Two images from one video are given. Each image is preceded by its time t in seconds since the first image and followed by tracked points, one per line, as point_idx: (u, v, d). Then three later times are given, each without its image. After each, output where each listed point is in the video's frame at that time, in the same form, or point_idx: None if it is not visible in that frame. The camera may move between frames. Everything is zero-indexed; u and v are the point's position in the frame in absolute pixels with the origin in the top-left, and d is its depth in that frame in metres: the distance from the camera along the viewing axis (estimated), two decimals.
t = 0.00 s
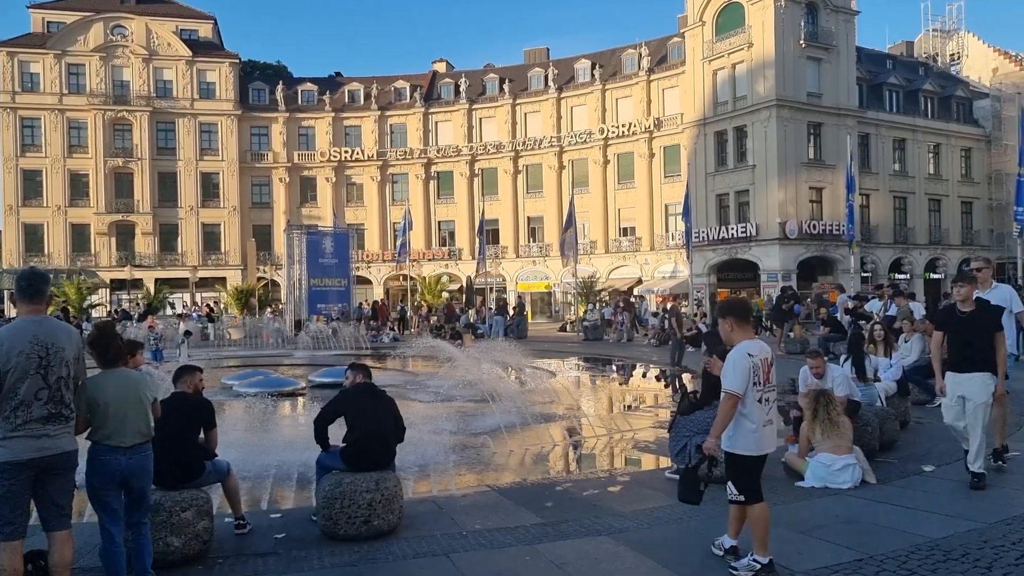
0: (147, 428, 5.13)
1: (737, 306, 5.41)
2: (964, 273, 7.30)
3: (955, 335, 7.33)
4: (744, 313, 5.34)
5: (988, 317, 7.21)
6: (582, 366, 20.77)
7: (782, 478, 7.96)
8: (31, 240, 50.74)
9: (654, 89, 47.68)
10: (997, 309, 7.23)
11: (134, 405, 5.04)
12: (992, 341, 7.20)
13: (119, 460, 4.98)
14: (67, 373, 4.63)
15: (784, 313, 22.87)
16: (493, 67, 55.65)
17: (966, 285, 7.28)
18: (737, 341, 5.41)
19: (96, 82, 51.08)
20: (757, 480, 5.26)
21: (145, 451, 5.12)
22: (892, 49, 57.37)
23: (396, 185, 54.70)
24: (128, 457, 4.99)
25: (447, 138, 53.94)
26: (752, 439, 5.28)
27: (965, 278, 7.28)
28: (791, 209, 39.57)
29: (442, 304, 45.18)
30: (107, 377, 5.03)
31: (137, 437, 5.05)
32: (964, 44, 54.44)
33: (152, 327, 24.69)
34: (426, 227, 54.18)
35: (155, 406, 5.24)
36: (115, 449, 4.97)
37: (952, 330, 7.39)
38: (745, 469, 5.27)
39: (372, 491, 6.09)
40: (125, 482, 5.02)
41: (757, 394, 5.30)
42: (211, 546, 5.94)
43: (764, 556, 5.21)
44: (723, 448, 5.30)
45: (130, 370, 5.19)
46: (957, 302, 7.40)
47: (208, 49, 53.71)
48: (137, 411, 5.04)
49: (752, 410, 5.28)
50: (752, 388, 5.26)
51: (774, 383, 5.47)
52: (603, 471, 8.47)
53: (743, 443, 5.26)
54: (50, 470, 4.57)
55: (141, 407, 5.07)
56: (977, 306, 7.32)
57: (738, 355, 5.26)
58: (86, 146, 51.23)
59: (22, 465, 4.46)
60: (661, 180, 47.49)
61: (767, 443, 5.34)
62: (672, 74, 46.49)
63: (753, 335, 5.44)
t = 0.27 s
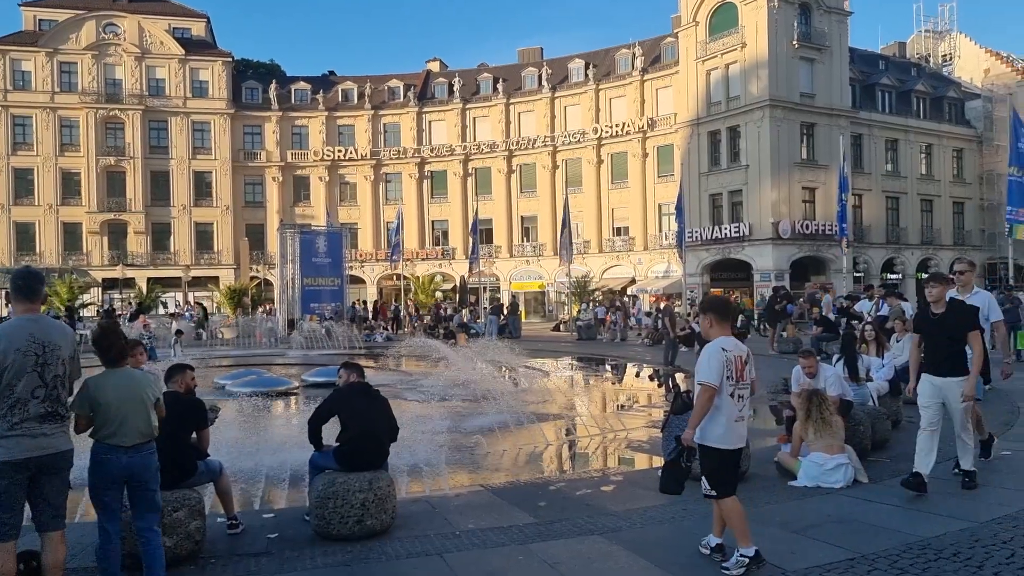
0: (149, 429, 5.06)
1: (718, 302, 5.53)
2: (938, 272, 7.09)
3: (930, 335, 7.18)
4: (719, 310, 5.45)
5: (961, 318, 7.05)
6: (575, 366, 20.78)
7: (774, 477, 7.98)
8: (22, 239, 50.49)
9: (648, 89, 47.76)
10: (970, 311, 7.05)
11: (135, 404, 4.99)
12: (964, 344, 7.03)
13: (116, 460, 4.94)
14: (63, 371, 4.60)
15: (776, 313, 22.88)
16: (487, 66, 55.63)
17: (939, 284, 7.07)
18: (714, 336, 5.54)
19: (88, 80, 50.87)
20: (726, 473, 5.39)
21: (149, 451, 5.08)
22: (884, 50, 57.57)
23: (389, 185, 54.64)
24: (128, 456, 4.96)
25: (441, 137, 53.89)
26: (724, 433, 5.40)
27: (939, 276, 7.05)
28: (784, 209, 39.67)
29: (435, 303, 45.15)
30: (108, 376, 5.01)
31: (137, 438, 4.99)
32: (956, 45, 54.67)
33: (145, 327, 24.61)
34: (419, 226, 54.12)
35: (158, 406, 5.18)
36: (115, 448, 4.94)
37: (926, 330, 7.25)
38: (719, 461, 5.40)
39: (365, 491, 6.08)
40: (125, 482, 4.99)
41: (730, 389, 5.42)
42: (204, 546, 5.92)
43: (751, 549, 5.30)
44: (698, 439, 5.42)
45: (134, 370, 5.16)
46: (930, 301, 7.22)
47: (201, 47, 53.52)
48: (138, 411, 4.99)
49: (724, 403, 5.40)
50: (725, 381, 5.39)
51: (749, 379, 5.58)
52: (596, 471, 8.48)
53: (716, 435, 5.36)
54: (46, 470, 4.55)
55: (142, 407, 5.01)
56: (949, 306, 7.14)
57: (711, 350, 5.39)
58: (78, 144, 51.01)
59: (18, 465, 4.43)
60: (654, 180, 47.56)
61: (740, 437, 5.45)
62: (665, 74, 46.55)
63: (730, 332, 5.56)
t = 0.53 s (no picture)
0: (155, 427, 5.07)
1: (698, 302, 5.58)
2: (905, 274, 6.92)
3: (898, 338, 7.05)
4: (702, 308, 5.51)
5: (928, 322, 6.89)
6: (569, 366, 20.79)
7: (767, 477, 8.00)
8: (13, 238, 50.26)
9: (642, 89, 47.81)
10: (936, 314, 6.87)
11: (137, 403, 4.99)
12: (928, 348, 6.87)
13: (115, 459, 4.94)
14: (58, 370, 4.59)
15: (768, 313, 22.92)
16: (481, 66, 55.61)
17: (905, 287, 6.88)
18: (694, 335, 5.58)
19: (81, 78, 50.66)
20: (708, 470, 5.44)
21: (155, 448, 5.07)
22: (877, 51, 57.76)
23: (383, 184, 54.54)
24: (130, 454, 4.95)
25: (435, 136, 53.83)
26: (707, 430, 5.45)
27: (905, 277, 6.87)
28: (778, 210, 39.76)
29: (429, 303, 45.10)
30: (110, 376, 5.03)
31: (142, 436, 4.99)
32: (949, 46, 54.88)
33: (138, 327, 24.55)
34: (413, 226, 54.05)
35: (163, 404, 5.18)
36: (118, 447, 4.94)
37: (893, 331, 7.14)
38: (705, 456, 5.44)
39: (358, 491, 6.07)
40: (125, 480, 4.97)
41: (710, 387, 5.45)
42: (196, 546, 5.89)
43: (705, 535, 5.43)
44: (685, 436, 5.46)
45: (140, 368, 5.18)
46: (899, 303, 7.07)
47: (194, 46, 53.35)
48: (140, 409, 4.98)
49: (704, 402, 5.44)
50: (706, 378, 5.44)
51: (728, 377, 5.64)
52: (590, 471, 8.48)
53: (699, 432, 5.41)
54: (40, 469, 4.53)
55: (144, 406, 5.00)
56: (918, 308, 7.00)
57: (692, 348, 5.45)
58: (71, 143, 50.81)
59: (12, 464, 4.41)
60: (648, 181, 47.59)
61: (722, 434, 5.51)
62: (660, 74, 46.62)
63: (710, 330, 5.61)
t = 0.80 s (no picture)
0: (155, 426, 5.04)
1: (674, 304, 5.59)
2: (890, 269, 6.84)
3: (877, 334, 6.93)
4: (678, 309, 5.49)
5: (910, 317, 6.78)
6: (564, 365, 20.79)
7: (762, 476, 8.01)
8: (8, 236, 50.11)
9: (638, 89, 47.85)
10: (918, 310, 6.79)
11: (136, 402, 4.96)
12: (910, 343, 6.76)
13: (116, 457, 4.94)
14: (48, 368, 4.57)
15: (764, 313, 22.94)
16: (477, 66, 55.59)
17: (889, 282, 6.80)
18: (673, 336, 5.60)
19: (76, 77, 50.53)
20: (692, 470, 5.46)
21: (156, 445, 5.05)
22: (873, 51, 57.89)
23: (379, 184, 54.49)
24: (131, 452, 4.95)
25: (431, 136, 53.79)
26: (689, 429, 5.46)
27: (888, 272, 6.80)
28: (774, 210, 39.81)
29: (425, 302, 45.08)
30: (109, 375, 5.01)
31: (143, 435, 4.97)
32: (944, 47, 55.03)
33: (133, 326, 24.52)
34: (409, 225, 54.00)
35: (165, 403, 5.14)
36: (118, 445, 4.93)
37: (869, 327, 7.01)
38: (688, 457, 5.47)
39: (354, 490, 6.05)
40: (125, 478, 4.97)
41: (690, 387, 5.47)
42: (192, 546, 5.88)
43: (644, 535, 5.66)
44: (668, 437, 5.48)
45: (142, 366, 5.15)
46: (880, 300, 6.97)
47: (190, 45, 53.25)
48: (138, 408, 4.96)
49: (685, 402, 5.46)
50: (686, 379, 5.45)
51: (708, 376, 5.65)
52: (585, 470, 8.48)
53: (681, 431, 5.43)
54: (33, 468, 4.50)
55: (142, 405, 4.97)
56: (899, 305, 6.88)
57: (669, 349, 5.45)
58: (66, 141, 50.69)
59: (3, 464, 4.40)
60: (644, 180, 47.65)
61: (705, 432, 5.53)
62: (656, 74, 46.68)
63: (688, 330, 5.62)
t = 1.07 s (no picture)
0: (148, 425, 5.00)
1: (648, 303, 5.60)
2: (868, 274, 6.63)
3: (855, 341, 6.73)
4: (651, 311, 5.56)
5: (890, 324, 6.60)
6: (560, 364, 20.78)
7: (758, 475, 8.02)
8: (2, 235, 49.92)
9: (634, 88, 47.86)
10: (897, 317, 6.62)
11: (126, 403, 4.92)
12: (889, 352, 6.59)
13: (107, 456, 4.92)
14: (23, 369, 4.53)
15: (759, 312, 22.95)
16: (474, 64, 55.53)
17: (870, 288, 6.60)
18: (644, 336, 5.65)
19: (71, 75, 50.35)
20: (659, 467, 5.60)
21: (149, 443, 5.02)
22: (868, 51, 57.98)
23: (375, 182, 54.40)
24: (122, 451, 4.92)
25: (427, 135, 53.73)
26: (658, 429, 5.59)
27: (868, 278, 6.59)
28: (769, 209, 39.85)
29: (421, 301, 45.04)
30: (102, 374, 4.98)
31: (135, 434, 4.94)
32: (939, 47, 55.15)
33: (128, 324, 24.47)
34: (405, 224, 53.93)
35: (158, 401, 5.08)
36: (110, 444, 4.92)
37: (848, 334, 6.82)
38: (654, 458, 5.59)
39: (349, 489, 6.04)
40: (118, 476, 4.95)
41: (661, 388, 5.56)
42: (187, 545, 5.86)
43: (636, 535, 5.68)
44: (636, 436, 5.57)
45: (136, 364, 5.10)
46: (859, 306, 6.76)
47: (185, 43, 53.09)
48: (128, 408, 4.92)
49: (655, 402, 5.55)
50: (656, 380, 5.53)
51: (678, 373, 5.76)
52: (580, 470, 8.48)
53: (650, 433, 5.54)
54: (14, 470, 4.50)
55: (133, 405, 4.93)
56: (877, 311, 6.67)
57: (641, 350, 5.52)
58: (61, 139, 50.53)
59: None
60: (640, 180, 47.66)
61: (672, 431, 5.66)
62: (651, 73, 46.70)
63: (659, 330, 5.68)
